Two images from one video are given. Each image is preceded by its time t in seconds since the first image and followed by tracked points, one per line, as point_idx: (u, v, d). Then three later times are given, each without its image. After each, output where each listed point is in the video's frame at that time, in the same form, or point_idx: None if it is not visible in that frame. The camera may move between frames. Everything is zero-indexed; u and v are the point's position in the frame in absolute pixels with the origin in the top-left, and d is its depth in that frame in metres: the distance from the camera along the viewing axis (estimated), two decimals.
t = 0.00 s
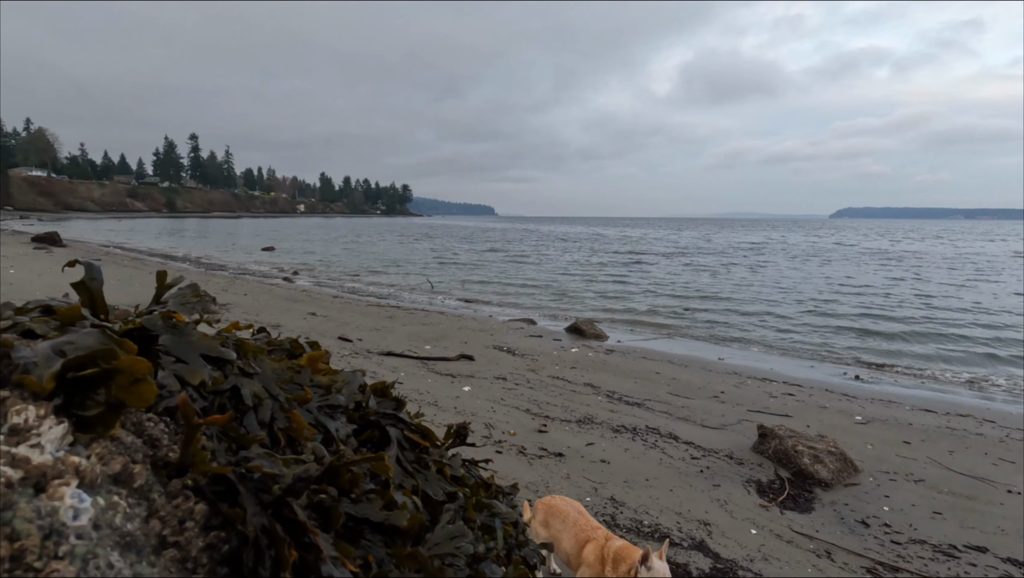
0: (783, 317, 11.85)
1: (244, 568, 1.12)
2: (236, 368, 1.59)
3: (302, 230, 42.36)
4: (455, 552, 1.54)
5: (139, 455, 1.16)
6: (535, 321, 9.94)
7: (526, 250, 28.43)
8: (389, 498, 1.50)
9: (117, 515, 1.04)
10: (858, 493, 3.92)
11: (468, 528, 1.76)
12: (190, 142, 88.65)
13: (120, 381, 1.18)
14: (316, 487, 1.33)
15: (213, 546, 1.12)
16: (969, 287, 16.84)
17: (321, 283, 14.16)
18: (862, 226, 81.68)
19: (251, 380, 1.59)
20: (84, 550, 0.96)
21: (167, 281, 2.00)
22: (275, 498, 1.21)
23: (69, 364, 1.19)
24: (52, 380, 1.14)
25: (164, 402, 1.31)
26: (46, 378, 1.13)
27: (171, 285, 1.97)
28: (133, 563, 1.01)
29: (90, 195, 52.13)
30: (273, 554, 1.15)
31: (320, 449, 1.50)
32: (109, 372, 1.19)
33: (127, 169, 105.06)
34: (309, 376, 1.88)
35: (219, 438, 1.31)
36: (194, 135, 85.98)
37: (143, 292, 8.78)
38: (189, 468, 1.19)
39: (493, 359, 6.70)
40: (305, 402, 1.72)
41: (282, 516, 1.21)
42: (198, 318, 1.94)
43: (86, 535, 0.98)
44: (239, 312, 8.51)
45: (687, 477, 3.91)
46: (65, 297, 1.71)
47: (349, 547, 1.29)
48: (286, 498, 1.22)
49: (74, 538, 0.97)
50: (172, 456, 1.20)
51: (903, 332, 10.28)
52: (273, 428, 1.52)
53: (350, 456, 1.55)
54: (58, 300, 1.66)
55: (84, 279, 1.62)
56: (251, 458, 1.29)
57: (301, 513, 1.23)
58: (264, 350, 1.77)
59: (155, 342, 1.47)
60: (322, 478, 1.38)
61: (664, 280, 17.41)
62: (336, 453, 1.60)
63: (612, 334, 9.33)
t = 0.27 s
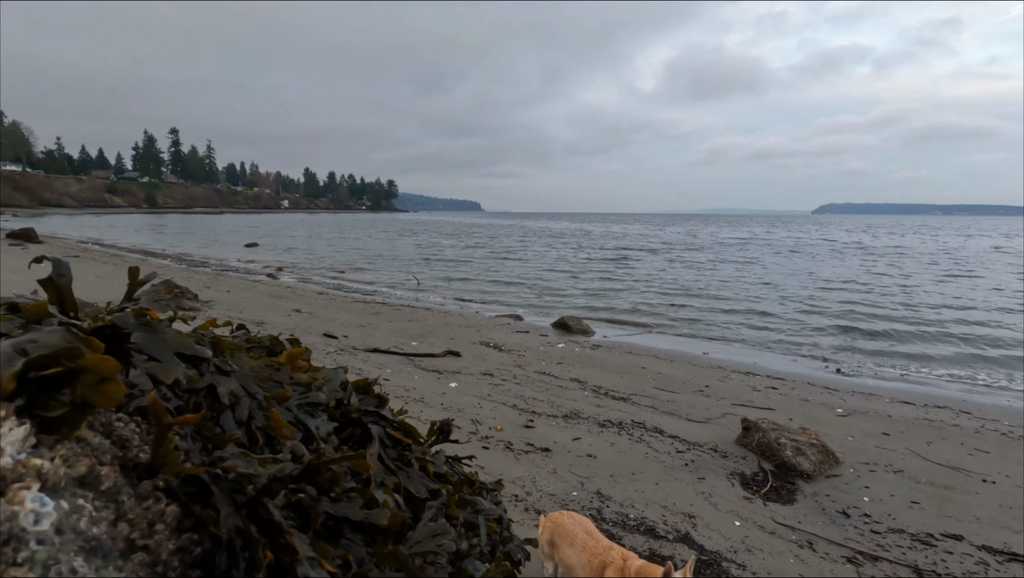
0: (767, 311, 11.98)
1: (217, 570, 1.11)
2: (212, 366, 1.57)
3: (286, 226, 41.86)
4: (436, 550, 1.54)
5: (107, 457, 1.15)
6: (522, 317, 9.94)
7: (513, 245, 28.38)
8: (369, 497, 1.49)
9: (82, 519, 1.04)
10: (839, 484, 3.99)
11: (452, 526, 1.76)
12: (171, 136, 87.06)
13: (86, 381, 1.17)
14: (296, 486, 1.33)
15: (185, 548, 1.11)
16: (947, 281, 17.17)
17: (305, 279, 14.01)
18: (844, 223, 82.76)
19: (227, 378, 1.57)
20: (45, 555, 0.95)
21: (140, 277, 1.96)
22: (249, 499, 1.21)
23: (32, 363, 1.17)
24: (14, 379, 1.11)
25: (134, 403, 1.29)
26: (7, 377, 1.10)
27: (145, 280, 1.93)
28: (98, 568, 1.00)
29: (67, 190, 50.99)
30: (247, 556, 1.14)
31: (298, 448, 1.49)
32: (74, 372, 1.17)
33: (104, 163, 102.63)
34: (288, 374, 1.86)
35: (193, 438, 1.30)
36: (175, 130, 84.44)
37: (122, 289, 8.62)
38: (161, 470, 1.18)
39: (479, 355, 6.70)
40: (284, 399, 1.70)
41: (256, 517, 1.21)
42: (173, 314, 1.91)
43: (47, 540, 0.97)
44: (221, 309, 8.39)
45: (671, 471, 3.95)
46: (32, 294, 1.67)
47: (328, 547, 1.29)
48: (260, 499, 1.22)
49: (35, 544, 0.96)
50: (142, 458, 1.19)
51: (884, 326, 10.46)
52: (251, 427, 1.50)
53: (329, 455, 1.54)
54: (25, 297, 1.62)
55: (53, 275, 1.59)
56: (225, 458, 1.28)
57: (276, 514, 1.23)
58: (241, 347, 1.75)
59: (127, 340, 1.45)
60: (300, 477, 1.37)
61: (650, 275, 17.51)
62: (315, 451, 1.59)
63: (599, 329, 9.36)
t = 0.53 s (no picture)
0: (752, 306, 12.12)
1: (195, 571, 1.09)
2: (191, 364, 1.55)
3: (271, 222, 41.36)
4: (420, 546, 1.53)
5: (80, 456, 1.16)
6: (509, 313, 9.95)
7: (501, 240, 28.34)
8: (352, 494, 1.49)
9: (53, 520, 1.04)
10: (821, 475, 4.06)
11: (437, 522, 1.76)
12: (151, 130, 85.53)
13: (58, 379, 1.18)
14: (276, 485, 1.32)
15: (162, 548, 1.09)
16: (927, 276, 17.47)
17: (291, 275, 13.88)
18: (828, 218, 83.80)
19: (207, 376, 1.55)
20: (17, 556, 0.97)
21: (116, 273, 1.93)
22: (228, 497, 1.19)
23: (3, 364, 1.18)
24: None
25: (109, 401, 1.30)
26: None
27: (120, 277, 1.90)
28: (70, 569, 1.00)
29: (44, 185, 49.90)
30: (226, 555, 1.12)
31: (280, 445, 1.47)
32: (45, 371, 1.18)
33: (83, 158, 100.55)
34: (270, 371, 1.85)
35: (171, 437, 1.29)
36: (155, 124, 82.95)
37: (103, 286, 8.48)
38: (136, 469, 1.17)
39: (467, 350, 6.70)
40: (265, 397, 1.69)
41: (235, 515, 1.19)
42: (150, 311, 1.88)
43: (18, 542, 0.98)
44: (205, 306, 8.29)
45: (657, 464, 3.99)
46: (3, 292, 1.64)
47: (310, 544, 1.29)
48: (240, 497, 1.20)
49: (4, 546, 0.97)
50: (117, 457, 1.18)
51: (866, 320, 10.63)
52: (231, 424, 1.48)
53: (311, 453, 1.54)
54: None
55: (24, 272, 1.56)
56: (203, 456, 1.26)
57: (256, 511, 1.21)
58: (221, 345, 1.73)
59: (102, 338, 1.44)
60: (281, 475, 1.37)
61: (636, 270, 17.61)
62: (297, 449, 1.58)
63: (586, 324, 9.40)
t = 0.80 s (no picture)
0: (736, 300, 12.24)
1: (168, 572, 1.09)
2: (168, 360, 1.53)
3: (254, 217, 40.82)
4: (403, 543, 1.53)
5: (46, 458, 1.14)
6: (496, 308, 9.94)
7: (488, 236, 28.27)
8: (333, 491, 1.49)
9: (16, 525, 1.03)
10: (803, 466, 4.12)
11: (419, 519, 1.76)
12: (130, 124, 83.79)
13: (23, 378, 1.17)
14: (255, 484, 1.31)
15: (134, 550, 1.09)
16: (907, 270, 17.78)
17: (275, 271, 13.72)
18: (809, 213, 85.05)
19: (183, 372, 1.53)
20: None
21: (85, 269, 1.85)
22: (203, 498, 1.18)
23: None
24: None
25: (78, 401, 1.28)
26: None
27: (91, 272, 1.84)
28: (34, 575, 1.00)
29: (20, 179, 48.72)
30: (200, 556, 1.12)
31: (259, 443, 1.46)
32: (9, 370, 1.17)
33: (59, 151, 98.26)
34: (249, 367, 1.80)
35: (144, 437, 1.27)
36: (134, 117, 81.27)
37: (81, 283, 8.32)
38: (107, 469, 1.16)
39: (454, 345, 6.69)
40: (245, 394, 1.67)
41: (211, 516, 1.18)
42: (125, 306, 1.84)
43: None
44: (188, 302, 8.17)
45: (643, 457, 4.03)
46: None
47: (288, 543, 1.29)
48: (216, 497, 1.19)
49: None
50: (87, 458, 1.17)
51: (848, 313, 10.79)
52: (210, 422, 1.47)
53: (292, 451, 1.53)
54: None
55: None
56: (179, 456, 1.25)
57: (233, 512, 1.20)
58: (199, 341, 1.71)
59: (73, 335, 1.41)
60: (261, 473, 1.36)
61: (623, 265, 17.68)
62: (278, 447, 1.57)
63: (573, 319, 9.43)
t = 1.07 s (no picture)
0: (721, 293, 12.35)
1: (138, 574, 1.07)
2: (140, 357, 1.51)
3: (237, 211, 40.26)
4: (385, 539, 1.52)
5: (11, 459, 1.11)
6: (482, 301, 9.93)
7: (474, 229, 28.19)
8: (313, 488, 1.48)
9: None
10: (785, 456, 4.19)
11: (402, 514, 1.75)
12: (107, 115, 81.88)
13: None
14: (231, 481, 1.29)
15: (103, 552, 1.06)
16: (886, 262, 18.10)
17: (258, 266, 13.53)
18: (792, 206, 86.00)
19: (157, 369, 1.50)
20: None
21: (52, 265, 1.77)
22: (174, 497, 1.17)
23: None
24: None
25: (45, 398, 1.25)
26: None
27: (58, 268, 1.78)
28: None
29: None
30: (172, 557, 1.10)
31: (236, 440, 1.44)
32: None
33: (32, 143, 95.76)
34: (226, 364, 1.76)
35: (114, 435, 1.25)
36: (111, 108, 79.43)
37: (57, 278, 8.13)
38: (75, 469, 1.14)
39: (440, 339, 6.67)
40: (222, 390, 1.64)
41: (183, 515, 1.17)
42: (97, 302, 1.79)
43: None
44: (168, 298, 8.03)
45: (629, 448, 4.06)
46: None
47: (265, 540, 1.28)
48: (189, 496, 1.18)
49: None
50: (53, 457, 1.14)
51: (829, 306, 10.95)
52: (184, 420, 1.44)
53: (270, 447, 1.51)
54: None
55: None
56: (150, 454, 1.23)
57: (206, 511, 1.18)
58: (174, 337, 1.68)
59: (40, 332, 1.38)
60: (237, 471, 1.34)
61: (609, 258, 17.75)
62: (256, 443, 1.55)
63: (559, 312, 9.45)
